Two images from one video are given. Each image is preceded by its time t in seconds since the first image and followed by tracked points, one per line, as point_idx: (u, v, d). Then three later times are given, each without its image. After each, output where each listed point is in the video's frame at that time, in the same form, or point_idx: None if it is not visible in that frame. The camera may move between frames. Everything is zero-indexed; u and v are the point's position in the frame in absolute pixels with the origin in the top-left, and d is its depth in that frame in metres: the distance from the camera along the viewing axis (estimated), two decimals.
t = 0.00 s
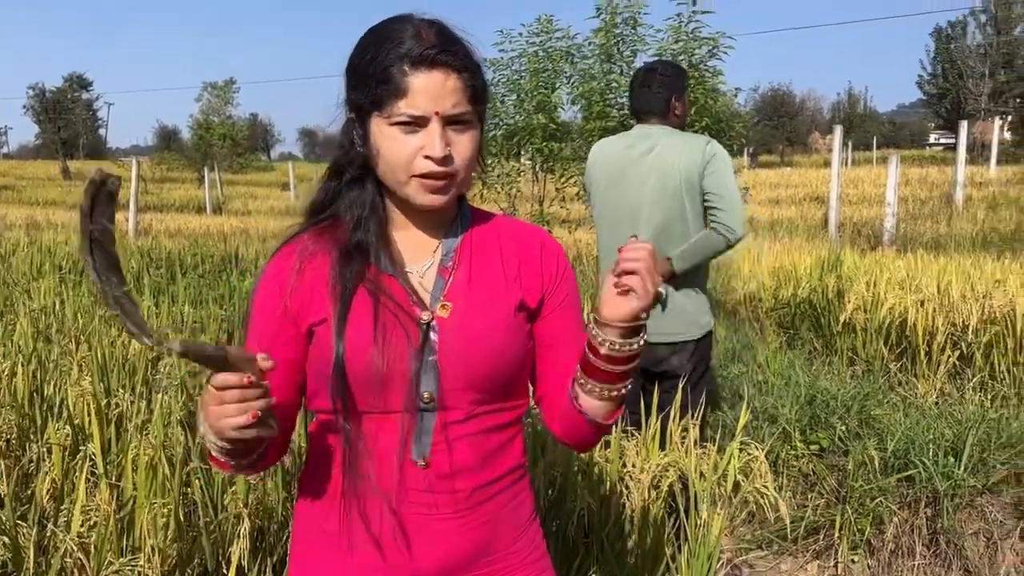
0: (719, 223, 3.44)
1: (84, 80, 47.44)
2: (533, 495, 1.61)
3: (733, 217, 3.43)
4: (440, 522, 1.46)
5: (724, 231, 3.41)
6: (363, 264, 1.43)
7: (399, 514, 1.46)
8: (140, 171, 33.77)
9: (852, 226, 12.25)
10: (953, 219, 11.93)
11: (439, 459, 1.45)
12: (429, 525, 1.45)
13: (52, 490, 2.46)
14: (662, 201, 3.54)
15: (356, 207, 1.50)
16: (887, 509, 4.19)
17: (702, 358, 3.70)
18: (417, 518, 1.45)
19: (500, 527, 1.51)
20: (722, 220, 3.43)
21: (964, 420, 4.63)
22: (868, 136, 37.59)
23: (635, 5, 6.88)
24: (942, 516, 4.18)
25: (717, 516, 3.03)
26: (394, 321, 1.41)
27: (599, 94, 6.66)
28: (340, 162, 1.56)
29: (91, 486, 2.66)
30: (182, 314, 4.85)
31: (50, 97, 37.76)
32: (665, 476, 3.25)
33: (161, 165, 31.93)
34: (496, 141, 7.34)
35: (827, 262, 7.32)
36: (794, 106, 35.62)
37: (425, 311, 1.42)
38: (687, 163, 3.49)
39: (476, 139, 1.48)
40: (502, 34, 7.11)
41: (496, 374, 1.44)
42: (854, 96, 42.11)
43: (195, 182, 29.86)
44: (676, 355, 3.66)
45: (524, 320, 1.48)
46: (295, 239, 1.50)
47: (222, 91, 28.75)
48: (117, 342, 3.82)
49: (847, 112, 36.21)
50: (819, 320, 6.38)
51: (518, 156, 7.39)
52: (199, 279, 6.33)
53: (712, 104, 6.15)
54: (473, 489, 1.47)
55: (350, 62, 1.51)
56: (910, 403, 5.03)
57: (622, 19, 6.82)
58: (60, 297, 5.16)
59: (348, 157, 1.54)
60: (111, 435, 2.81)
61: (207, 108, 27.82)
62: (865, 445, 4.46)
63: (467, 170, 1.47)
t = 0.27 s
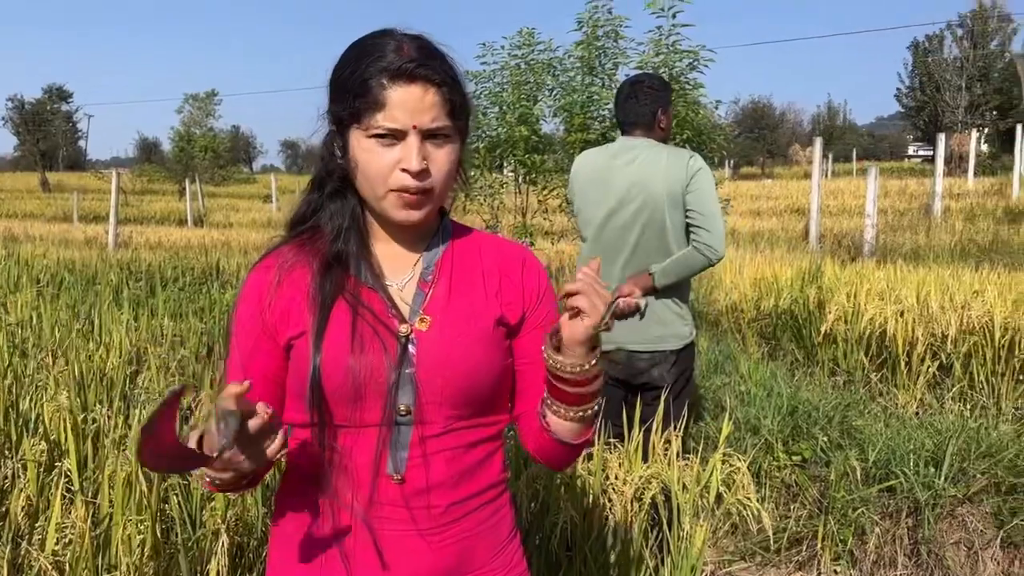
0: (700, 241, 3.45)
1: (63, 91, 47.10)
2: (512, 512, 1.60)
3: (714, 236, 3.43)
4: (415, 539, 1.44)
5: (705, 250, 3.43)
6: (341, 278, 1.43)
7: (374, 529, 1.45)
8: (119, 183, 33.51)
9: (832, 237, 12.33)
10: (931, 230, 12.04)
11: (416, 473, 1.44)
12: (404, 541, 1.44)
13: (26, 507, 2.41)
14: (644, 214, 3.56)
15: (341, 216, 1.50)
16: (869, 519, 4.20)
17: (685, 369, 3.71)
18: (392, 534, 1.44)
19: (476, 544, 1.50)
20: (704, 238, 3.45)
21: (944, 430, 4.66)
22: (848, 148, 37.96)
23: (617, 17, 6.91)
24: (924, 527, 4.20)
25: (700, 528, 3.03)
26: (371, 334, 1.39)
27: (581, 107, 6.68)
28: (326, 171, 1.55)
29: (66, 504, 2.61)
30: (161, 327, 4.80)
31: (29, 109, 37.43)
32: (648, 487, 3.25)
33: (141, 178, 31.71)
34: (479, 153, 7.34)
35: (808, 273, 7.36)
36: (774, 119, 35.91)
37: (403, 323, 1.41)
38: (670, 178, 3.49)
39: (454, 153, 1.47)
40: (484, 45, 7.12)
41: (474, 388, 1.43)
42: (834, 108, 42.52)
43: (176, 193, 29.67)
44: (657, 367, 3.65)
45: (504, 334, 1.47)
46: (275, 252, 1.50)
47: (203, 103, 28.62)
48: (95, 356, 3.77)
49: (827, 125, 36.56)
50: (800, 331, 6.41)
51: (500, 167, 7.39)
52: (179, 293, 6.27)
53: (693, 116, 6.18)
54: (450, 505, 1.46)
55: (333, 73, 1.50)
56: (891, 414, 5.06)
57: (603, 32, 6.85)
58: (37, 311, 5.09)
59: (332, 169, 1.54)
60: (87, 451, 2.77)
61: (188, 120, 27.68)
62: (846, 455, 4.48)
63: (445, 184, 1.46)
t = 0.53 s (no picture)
0: (684, 256, 3.48)
1: (42, 106, 46.77)
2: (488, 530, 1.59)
3: (698, 251, 3.47)
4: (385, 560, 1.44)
5: (690, 264, 3.45)
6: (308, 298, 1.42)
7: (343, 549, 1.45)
8: (99, 198, 33.24)
9: (812, 250, 12.43)
10: (909, 242, 12.17)
11: (385, 493, 1.43)
12: (373, 561, 1.44)
13: None
14: (627, 228, 3.58)
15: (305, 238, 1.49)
16: (849, 531, 4.22)
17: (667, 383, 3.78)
18: (361, 555, 1.44)
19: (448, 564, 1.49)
20: (688, 253, 3.47)
21: (923, 442, 4.69)
22: (827, 162, 38.34)
23: (596, 33, 6.96)
24: (904, 539, 4.23)
25: (680, 543, 3.03)
26: (337, 353, 1.39)
27: (562, 122, 6.70)
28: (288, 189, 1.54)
29: (39, 525, 2.57)
30: (138, 344, 4.75)
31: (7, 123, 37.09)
32: (628, 503, 3.25)
33: (121, 192, 31.47)
34: (459, 167, 7.34)
35: (787, 286, 7.41)
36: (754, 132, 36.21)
37: (369, 341, 1.40)
38: (654, 193, 3.52)
39: (414, 167, 1.47)
40: (465, 61, 7.14)
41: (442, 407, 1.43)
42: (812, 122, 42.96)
43: (156, 208, 29.45)
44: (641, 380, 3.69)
45: (474, 351, 1.46)
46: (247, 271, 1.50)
47: (184, 117, 28.49)
48: (71, 374, 3.73)
49: (806, 139, 36.92)
50: (780, 343, 6.45)
51: (481, 182, 7.40)
52: (157, 309, 6.21)
53: (672, 131, 6.23)
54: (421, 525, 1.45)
55: (289, 94, 1.50)
56: (870, 426, 5.09)
57: (583, 48, 6.89)
58: (12, 328, 5.02)
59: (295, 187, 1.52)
60: (60, 472, 2.73)
61: (169, 135, 27.53)
62: (827, 468, 4.50)
63: (405, 199, 1.45)
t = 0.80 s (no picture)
0: (667, 277, 3.50)
1: (20, 126, 46.48)
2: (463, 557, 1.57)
3: (679, 272, 3.49)
4: None
5: (674, 285, 3.47)
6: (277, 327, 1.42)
7: None
8: (78, 218, 32.99)
9: (792, 266, 12.50)
10: (887, 259, 12.27)
11: (360, 522, 1.43)
12: None
13: None
14: (610, 248, 3.59)
15: (274, 262, 1.48)
16: (830, 549, 4.24)
17: (652, 401, 3.76)
18: None
19: None
20: (670, 274, 3.49)
21: (902, 458, 4.72)
22: (806, 179, 38.71)
23: (575, 54, 7.00)
24: (884, 555, 4.24)
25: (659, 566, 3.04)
26: (304, 384, 1.39)
27: (542, 141, 6.72)
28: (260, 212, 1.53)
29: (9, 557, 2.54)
30: (114, 368, 4.70)
31: None
32: (609, 526, 3.22)
33: (100, 212, 31.25)
34: (440, 187, 7.35)
35: (767, 303, 7.45)
36: (734, 149, 36.52)
37: (338, 371, 1.40)
38: (637, 215, 3.54)
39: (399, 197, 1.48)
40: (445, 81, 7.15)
41: (411, 435, 1.42)
42: (791, 139, 43.39)
43: (136, 227, 29.25)
44: (625, 399, 3.67)
45: (443, 377, 1.46)
46: (213, 298, 1.50)
47: (164, 137, 28.40)
48: (45, 400, 3.69)
49: (786, 155, 37.27)
50: (761, 361, 6.48)
51: (462, 201, 7.41)
52: (135, 331, 6.16)
53: (651, 151, 6.27)
54: (392, 554, 1.45)
55: (272, 118, 1.49)
56: (850, 442, 5.11)
57: (562, 68, 6.93)
58: None
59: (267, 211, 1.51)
60: (31, 501, 2.69)
61: (149, 154, 27.41)
62: (807, 485, 4.52)
63: (392, 228, 1.47)
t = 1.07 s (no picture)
0: (645, 302, 3.50)
1: None
2: None
3: (657, 296, 3.51)
4: None
5: (652, 309, 3.48)
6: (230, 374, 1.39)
7: None
8: (56, 241, 32.72)
9: (770, 284, 12.60)
10: (864, 276, 12.39)
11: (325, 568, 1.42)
12: None
13: None
14: (587, 273, 3.56)
15: (233, 298, 1.46)
16: (807, 571, 4.24)
17: (630, 425, 3.69)
18: None
19: None
20: (649, 298, 3.50)
21: (878, 478, 4.72)
22: (785, 196, 39.06)
23: (551, 77, 7.04)
24: None
25: None
26: (261, 435, 1.37)
27: (518, 164, 6.74)
28: (223, 246, 1.51)
29: None
30: (85, 398, 4.65)
31: None
32: (582, 554, 3.27)
33: (78, 235, 31.00)
34: (418, 210, 7.35)
35: (744, 322, 7.48)
36: (714, 168, 36.81)
37: (295, 419, 1.38)
38: (614, 240, 3.53)
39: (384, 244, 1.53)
40: (421, 105, 7.17)
41: (371, 479, 1.42)
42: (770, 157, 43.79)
43: (115, 250, 29.08)
44: (603, 424, 3.62)
45: (399, 417, 1.45)
46: (153, 340, 1.44)
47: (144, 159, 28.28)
48: (12, 433, 3.64)
49: (765, 173, 37.60)
50: (738, 381, 6.51)
51: (440, 224, 7.41)
52: (109, 359, 6.10)
53: (627, 174, 6.30)
54: None
55: (245, 150, 1.44)
56: (826, 463, 5.13)
57: (538, 92, 6.96)
58: None
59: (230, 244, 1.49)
60: None
61: (128, 176, 27.26)
62: (784, 507, 4.54)
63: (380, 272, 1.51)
